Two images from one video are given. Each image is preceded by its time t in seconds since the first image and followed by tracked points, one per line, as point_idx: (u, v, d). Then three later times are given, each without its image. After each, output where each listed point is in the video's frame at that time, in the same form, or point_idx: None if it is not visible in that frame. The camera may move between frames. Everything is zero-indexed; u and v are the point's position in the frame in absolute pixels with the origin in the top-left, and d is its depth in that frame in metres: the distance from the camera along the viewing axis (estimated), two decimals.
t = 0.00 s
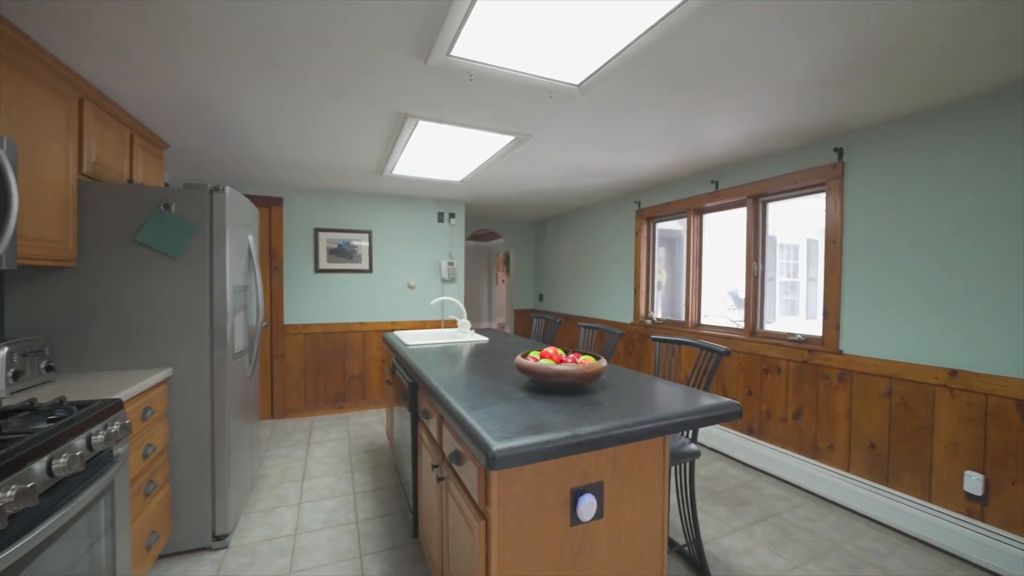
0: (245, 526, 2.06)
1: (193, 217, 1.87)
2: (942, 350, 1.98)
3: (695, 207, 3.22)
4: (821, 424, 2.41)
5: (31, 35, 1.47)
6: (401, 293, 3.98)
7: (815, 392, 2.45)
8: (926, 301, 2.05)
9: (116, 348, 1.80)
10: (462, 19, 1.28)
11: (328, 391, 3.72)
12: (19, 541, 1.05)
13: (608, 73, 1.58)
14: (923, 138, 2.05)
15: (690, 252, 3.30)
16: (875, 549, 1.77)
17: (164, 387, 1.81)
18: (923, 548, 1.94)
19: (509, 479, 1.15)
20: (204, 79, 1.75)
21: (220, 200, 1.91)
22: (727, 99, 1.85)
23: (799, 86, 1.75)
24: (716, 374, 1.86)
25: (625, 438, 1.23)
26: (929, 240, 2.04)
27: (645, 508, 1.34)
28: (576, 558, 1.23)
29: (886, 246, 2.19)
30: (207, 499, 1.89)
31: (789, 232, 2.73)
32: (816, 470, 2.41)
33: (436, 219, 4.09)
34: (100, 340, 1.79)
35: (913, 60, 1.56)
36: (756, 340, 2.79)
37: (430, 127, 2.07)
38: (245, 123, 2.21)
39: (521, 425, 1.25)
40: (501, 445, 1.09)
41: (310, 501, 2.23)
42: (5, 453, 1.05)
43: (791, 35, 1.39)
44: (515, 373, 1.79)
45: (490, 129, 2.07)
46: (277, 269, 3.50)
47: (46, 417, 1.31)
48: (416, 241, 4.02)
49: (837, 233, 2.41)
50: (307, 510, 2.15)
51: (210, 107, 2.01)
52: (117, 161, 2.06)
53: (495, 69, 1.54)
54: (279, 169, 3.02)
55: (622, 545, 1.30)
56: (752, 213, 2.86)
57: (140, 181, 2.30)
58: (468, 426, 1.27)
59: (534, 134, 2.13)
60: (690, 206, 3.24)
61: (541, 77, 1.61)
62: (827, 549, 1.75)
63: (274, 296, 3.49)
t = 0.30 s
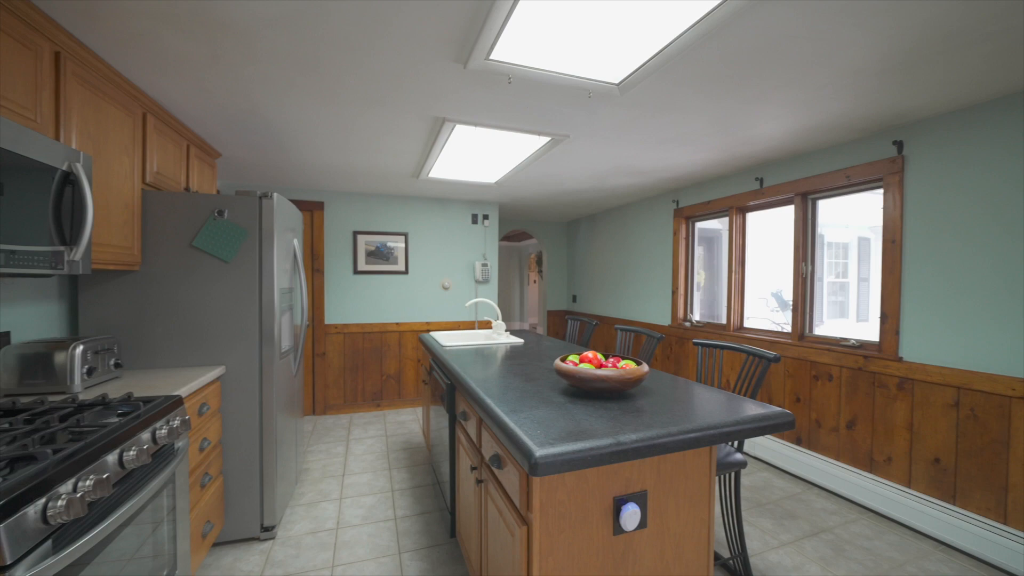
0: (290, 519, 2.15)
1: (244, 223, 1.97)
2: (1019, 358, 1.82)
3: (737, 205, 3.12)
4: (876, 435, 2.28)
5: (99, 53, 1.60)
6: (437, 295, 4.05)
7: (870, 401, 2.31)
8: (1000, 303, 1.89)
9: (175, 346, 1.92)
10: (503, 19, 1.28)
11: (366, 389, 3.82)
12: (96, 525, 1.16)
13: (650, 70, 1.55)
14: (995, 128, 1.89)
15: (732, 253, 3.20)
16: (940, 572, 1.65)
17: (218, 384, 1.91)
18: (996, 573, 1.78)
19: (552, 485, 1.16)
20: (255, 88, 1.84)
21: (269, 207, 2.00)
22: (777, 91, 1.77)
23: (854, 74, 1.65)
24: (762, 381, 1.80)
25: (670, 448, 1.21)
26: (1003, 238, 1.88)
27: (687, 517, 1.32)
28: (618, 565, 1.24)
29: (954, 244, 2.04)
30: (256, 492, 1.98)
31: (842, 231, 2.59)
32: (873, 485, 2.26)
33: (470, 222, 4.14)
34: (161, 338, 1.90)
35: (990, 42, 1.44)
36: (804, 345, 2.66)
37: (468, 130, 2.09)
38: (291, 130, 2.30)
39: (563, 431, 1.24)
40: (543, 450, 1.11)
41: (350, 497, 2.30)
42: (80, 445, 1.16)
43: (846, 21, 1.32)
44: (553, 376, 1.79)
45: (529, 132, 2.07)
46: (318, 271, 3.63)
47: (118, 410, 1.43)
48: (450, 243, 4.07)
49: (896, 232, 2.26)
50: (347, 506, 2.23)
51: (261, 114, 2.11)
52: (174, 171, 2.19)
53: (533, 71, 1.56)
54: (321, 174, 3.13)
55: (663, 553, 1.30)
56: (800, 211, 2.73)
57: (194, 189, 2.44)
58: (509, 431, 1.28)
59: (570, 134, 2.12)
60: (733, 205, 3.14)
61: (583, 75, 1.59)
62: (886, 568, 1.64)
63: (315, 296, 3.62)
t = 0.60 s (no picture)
0: (333, 514, 2.23)
1: (292, 229, 2.06)
2: None
3: (786, 204, 2.99)
4: (942, 451, 2.12)
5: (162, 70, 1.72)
6: (472, 296, 4.09)
7: (935, 414, 2.15)
8: None
9: (228, 346, 2.02)
10: (542, 22, 1.28)
11: (404, 388, 3.91)
12: (165, 514, 1.25)
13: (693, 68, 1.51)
14: None
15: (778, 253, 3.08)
16: None
17: (267, 383, 2.01)
18: None
19: (594, 494, 1.15)
20: (302, 98, 1.92)
21: (314, 213, 2.09)
22: (829, 85, 1.69)
23: (918, 64, 1.54)
24: (815, 391, 1.71)
25: (718, 460, 1.17)
26: None
27: (736, 534, 1.27)
28: None
29: None
30: (302, 487, 2.07)
31: (902, 230, 2.42)
32: (941, 505, 2.10)
33: (505, 223, 4.15)
34: (216, 339, 2.02)
35: None
36: (860, 352, 2.50)
37: (502, 133, 2.12)
38: (335, 137, 2.38)
39: (605, 440, 1.22)
40: (585, 459, 1.10)
41: (389, 495, 2.36)
42: (148, 441, 1.24)
43: (907, 8, 1.23)
44: (592, 382, 1.76)
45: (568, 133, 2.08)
46: (359, 273, 3.74)
47: (180, 407, 1.53)
48: (485, 245, 4.11)
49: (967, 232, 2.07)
50: (386, 503, 2.29)
51: (306, 122, 2.19)
52: (227, 179, 2.31)
53: (571, 73, 1.57)
54: (362, 179, 3.23)
55: (711, 568, 1.25)
56: (855, 210, 2.57)
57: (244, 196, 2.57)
58: (549, 438, 1.27)
59: (608, 135, 2.14)
60: (781, 203, 3.02)
61: (623, 73, 1.57)
62: None
63: (355, 297, 3.74)
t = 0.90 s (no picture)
0: (379, 508, 2.32)
1: (342, 233, 2.15)
2: None
3: (848, 199, 2.80)
4: None
5: (225, 86, 1.87)
6: (511, 296, 4.11)
7: None
8: None
9: (284, 345, 2.14)
10: (588, 23, 1.29)
11: (445, 388, 3.99)
12: (230, 502, 1.35)
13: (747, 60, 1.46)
14: None
15: (840, 252, 2.88)
16: None
17: (319, 380, 2.11)
18: None
19: (642, 503, 1.12)
20: (352, 107, 2.01)
21: (362, 218, 2.16)
22: (897, 71, 1.58)
23: (1001, 44, 1.40)
24: (884, 403, 1.58)
25: (775, 474, 1.11)
26: None
27: (795, 553, 1.20)
28: None
29: None
30: (350, 481, 2.16)
31: (982, 226, 2.20)
32: None
33: (545, 224, 4.16)
34: (272, 338, 2.14)
35: None
36: (934, 361, 2.29)
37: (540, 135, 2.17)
38: (382, 144, 2.48)
39: (653, 448, 1.19)
40: (634, 467, 1.07)
41: (432, 492, 2.44)
42: (215, 434, 1.34)
43: None
44: (637, 388, 1.73)
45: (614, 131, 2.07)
46: (402, 275, 3.86)
47: (242, 402, 1.63)
48: (524, 246, 4.12)
49: None
50: (430, 500, 2.36)
51: (355, 130, 2.29)
52: (281, 186, 2.45)
53: (616, 72, 1.56)
54: (407, 183, 3.34)
55: None
56: (928, 205, 2.37)
57: (298, 202, 2.72)
58: (595, 444, 1.25)
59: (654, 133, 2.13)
60: (842, 199, 2.83)
61: (670, 70, 1.54)
62: None
63: (399, 298, 3.86)
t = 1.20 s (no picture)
0: (424, 504, 2.39)
1: (391, 236, 2.24)
2: None
3: (922, 193, 2.58)
4: None
5: (286, 100, 2.02)
6: (554, 297, 4.17)
7: None
8: None
9: (337, 343, 2.25)
10: (637, 22, 1.27)
11: (487, 387, 4.07)
12: (292, 492, 1.43)
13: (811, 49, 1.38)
14: None
15: (913, 251, 2.65)
16: None
17: (370, 377, 2.20)
18: None
19: (697, 514, 1.08)
20: (400, 112, 2.09)
21: (411, 220, 2.25)
22: (984, 52, 1.45)
23: None
24: (971, 417, 1.43)
25: (845, 490, 1.04)
26: None
27: None
28: None
29: None
30: (398, 476, 2.25)
31: None
32: None
33: (588, 223, 4.19)
34: (326, 336, 2.25)
35: None
36: None
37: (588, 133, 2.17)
38: (429, 148, 2.56)
39: (708, 457, 1.15)
40: (689, 476, 1.03)
41: (475, 491, 2.52)
42: (279, 428, 1.43)
43: None
44: (687, 392, 1.68)
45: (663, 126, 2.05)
46: (445, 275, 4.00)
47: (300, 397, 1.73)
48: (567, 246, 4.19)
49: None
50: (473, 498, 2.45)
51: (404, 135, 2.37)
52: (333, 192, 2.58)
53: (666, 67, 1.52)
54: (454, 186, 3.45)
55: None
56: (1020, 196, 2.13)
57: (348, 206, 2.85)
58: (645, 451, 1.22)
59: (704, 128, 2.09)
60: (915, 192, 2.61)
61: (725, 63, 1.49)
62: None
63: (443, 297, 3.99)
